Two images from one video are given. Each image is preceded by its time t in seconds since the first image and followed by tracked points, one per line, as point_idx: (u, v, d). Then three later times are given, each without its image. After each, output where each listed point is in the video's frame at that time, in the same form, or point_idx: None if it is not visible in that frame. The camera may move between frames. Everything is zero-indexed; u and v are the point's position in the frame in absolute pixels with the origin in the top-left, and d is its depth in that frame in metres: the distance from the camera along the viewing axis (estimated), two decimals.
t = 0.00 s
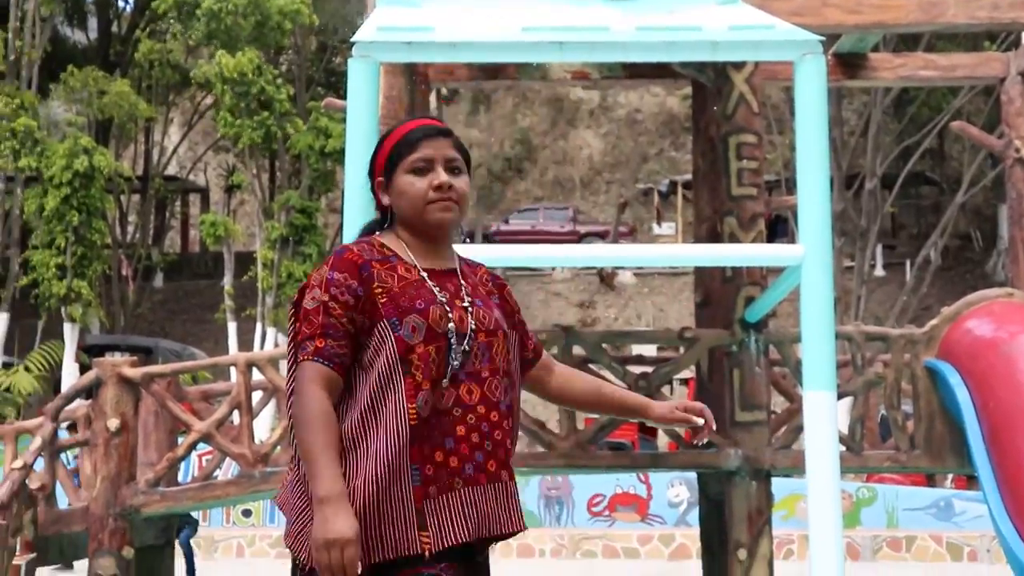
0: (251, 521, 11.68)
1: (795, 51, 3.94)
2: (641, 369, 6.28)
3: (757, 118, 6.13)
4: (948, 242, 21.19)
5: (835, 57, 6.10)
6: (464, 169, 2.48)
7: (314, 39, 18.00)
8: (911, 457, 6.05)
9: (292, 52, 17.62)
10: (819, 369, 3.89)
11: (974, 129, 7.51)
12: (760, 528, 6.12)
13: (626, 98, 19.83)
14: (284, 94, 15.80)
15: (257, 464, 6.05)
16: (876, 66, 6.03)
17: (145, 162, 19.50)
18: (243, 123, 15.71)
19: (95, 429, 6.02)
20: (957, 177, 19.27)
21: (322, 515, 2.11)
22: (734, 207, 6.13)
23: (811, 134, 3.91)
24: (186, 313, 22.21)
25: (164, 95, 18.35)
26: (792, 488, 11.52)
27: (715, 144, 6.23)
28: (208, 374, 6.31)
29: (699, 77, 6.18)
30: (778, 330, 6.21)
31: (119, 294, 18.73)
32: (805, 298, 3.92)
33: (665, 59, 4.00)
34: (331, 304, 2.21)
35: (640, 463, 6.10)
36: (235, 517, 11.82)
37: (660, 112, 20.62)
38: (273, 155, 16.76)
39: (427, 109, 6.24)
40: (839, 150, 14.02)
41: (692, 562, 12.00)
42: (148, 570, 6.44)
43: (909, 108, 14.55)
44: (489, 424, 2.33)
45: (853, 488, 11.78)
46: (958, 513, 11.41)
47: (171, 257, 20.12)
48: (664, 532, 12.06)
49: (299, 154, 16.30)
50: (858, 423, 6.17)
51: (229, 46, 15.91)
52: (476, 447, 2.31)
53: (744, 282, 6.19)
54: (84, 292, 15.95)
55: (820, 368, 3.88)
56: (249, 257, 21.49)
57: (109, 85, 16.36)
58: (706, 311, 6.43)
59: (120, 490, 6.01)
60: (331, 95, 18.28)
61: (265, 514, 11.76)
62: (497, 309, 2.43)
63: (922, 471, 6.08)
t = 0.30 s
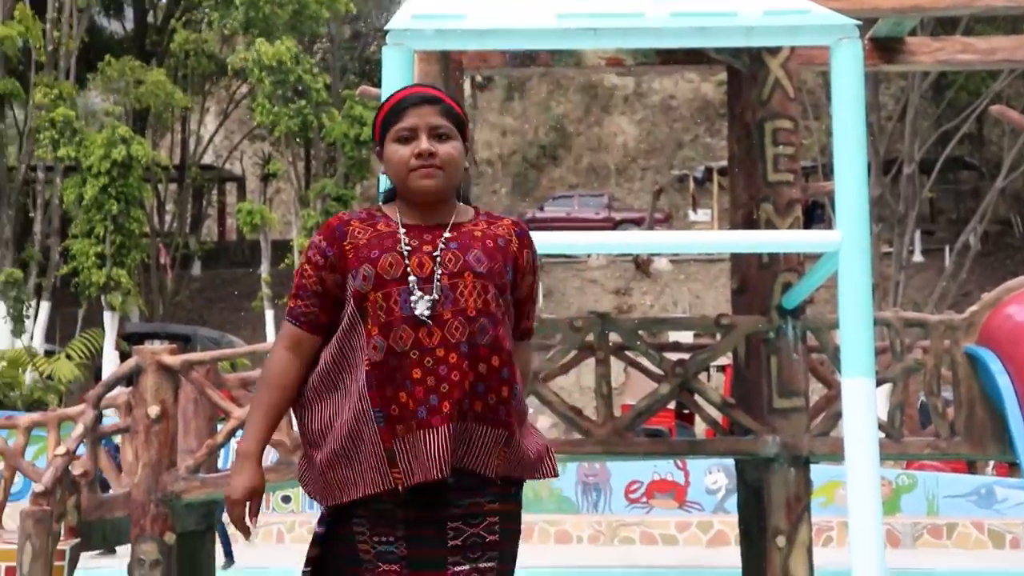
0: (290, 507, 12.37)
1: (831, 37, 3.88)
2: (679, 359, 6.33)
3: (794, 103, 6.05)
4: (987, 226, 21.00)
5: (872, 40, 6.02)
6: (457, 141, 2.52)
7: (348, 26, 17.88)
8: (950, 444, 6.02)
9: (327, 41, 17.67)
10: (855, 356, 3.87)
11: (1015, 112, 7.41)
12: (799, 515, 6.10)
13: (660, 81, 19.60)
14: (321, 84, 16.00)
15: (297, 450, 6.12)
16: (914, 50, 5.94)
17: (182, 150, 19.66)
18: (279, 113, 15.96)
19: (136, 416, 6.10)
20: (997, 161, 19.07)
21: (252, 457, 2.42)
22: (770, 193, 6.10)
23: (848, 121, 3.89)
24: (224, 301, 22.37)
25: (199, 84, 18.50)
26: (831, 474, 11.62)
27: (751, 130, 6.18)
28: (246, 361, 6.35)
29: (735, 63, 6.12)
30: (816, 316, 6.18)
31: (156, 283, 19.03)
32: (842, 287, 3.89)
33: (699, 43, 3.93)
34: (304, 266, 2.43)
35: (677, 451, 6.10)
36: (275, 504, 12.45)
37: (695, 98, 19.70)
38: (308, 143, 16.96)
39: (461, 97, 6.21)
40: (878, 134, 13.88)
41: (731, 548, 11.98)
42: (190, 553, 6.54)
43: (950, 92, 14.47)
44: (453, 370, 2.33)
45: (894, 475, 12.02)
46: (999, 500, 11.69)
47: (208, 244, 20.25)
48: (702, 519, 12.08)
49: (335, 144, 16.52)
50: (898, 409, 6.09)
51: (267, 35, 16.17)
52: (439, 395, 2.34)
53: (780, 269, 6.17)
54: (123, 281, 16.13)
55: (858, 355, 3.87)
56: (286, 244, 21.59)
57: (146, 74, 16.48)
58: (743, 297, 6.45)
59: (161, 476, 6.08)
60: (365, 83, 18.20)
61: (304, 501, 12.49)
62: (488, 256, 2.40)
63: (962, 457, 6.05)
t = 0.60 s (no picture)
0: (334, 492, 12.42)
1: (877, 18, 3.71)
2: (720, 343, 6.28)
3: (839, 85, 6.00)
4: None
5: (919, 22, 5.96)
6: (495, 114, 2.38)
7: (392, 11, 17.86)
8: (998, 429, 5.94)
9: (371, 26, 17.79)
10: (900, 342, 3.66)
11: None
12: (844, 501, 6.03)
13: (704, 65, 18.61)
14: (364, 71, 16.28)
15: (338, 437, 6.11)
16: (962, 30, 5.89)
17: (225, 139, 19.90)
18: (324, 98, 16.30)
19: (181, 402, 6.14)
20: None
21: (324, 447, 2.60)
22: (815, 176, 6.08)
23: (894, 100, 3.68)
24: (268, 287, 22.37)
25: (244, 72, 18.83)
26: (875, 460, 11.50)
27: (796, 113, 6.18)
28: (289, 347, 6.37)
29: (779, 45, 6.09)
30: (861, 300, 6.11)
31: (201, 271, 19.66)
32: (886, 276, 3.71)
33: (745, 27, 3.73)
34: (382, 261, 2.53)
35: (720, 436, 6.07)
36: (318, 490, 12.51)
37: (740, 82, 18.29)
38: (352, 130, 17.20)
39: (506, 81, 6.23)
40: (923, 117, 13.87)
41: (773, 534, 11.91)
42: (234, 538, 6.57)
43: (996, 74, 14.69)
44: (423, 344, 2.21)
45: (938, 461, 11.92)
46: None
47: (252, 232, 20.49)
48: (744, 505, 12.01)
49: (378, 129, 16.78)
50: (944, 395, 5.96)
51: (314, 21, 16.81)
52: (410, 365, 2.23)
53: (825, 253, 6.11)
54: (168, 268, 16.28)
55: (902, 340, 3.66)
56: (328, 232, 21.00)
57: (191, 62, 16.84)
58: (788, 281, 6.39)
59: (206, 461, 6.12)
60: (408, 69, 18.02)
61: (347, 486, 12.46)
62: (486, 229, 2.23)
63: (1009, 443, 5.97)
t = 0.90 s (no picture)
0: (339, 486, 12.09)
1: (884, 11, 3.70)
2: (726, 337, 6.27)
3: (846, 79, 6.02)
4: None
5: (926, 14, 5.95)
6: (520, 149, 2.22)
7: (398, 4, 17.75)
8: (1005, 423, 5.94)
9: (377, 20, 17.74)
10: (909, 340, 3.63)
11: None
12: (850, 495, 6.01)
13: (711, 59, 18.65)
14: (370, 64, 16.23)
15: (344, 431, 6.12)
16: (970, 23, 5.88)
17: (232, 132, 19.89)
18: (330, 92, 16.21)
19: (187, 396, 6.15)
20: None
21: (394, 496, 2.27)
22: (822, 169, 6.06)
23: (901, 94, 3.67)
24: (274, 282, 22.26)
25: (250, 66, 18.81)
26: (881, 454, 11.49)
27: (803, 106, 6.18)
28: (295, 340, 6.37)
29: (786, 38, 6.10)
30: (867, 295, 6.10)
31: (207, 265, 19.71)
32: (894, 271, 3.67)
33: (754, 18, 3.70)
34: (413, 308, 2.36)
35: (726, 430, 6.07)
36: (323, 484, 12.14)
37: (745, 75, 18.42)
38: (358, 124, 17.16)
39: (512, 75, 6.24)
40: (931, 111, 13.84)
41: (779, 529, 11.97)
42: (241, 533, 6.57)
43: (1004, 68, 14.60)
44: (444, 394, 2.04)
45: (945, 455, 11.88)
46: None
47: (259, 226, 20.49)
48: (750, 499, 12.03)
49: (383, 123, 16.77)
50: (951, 389, 5.95)
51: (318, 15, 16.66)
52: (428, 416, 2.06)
53: (831, 247, 6.10)
54: (175, 262, 16.29)
55: (910, 334, 3.62)
56: (336, 225, 21.08)
57: (198, 56, 16.88)
58: (794, 275, 6.38)
59: (212, 456, 6.14)
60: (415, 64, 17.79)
61: (354, 480, 12.23)
62: (502, 272, 2.03)
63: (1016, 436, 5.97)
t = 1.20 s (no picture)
0: (339, 487, 12.16)
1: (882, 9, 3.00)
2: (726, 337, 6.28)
3: (845, 79, 6.04)
4: None
5: (925, 14, 5.96)
6: (550, 111, 2.45)
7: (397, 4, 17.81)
8: (1005, 423, 5.97)
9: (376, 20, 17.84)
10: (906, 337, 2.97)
11: None
12: (849, 496, 6.01)
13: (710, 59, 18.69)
14: (368, 64, 16.21)
15: (344, 431, 6.14)
16: (969, 23, 5.89)
17: (232, 132, 19.96)
18: (328, 93, 16.34)
19: (187, 395, 6.14)
20: None
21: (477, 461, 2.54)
22: (821, 169, 6.06)
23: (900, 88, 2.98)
24: (274, 282, 22.25)
25: (250, 65, 18.85)
26: (881, 454, 11.50)
27: (802, 106, 6.19)
28: (296, 340, 6.37)
29: (786, 38, 6.11)
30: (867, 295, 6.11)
31: (208, 265, 19.75)
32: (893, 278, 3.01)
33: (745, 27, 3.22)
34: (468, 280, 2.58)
35: (725, 430, 6.08)
36: (323, 484, 12.20)
37: (745, 75, 18.81)
38: (358, 124, 17.20)
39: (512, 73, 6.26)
40: (932, 110, 13.84)
41: (779, 529, 11.95)
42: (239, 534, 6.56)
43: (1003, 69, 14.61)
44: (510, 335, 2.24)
45: (945, 455, 11.87)
46: None
47: (258, 225, 20.51)
48: (750, 499, 12.02)
49: (382, 122, 16.82)
50: (950, 389, 5.96)
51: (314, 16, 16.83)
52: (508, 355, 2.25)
53: (831, 247, 6.11)
54: (175, 262, 16.31)
55: (908, 332, 2.94)
56: (335, 225, 21.06)
57: (198, 56, 16.92)
58: (793, 275, 6.38)
59: (212, 455, 6.14)
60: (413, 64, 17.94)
61: (353, 480, 12.23)
62: (549, 215, 2.24)
63: (1015, 436, 5.98)
